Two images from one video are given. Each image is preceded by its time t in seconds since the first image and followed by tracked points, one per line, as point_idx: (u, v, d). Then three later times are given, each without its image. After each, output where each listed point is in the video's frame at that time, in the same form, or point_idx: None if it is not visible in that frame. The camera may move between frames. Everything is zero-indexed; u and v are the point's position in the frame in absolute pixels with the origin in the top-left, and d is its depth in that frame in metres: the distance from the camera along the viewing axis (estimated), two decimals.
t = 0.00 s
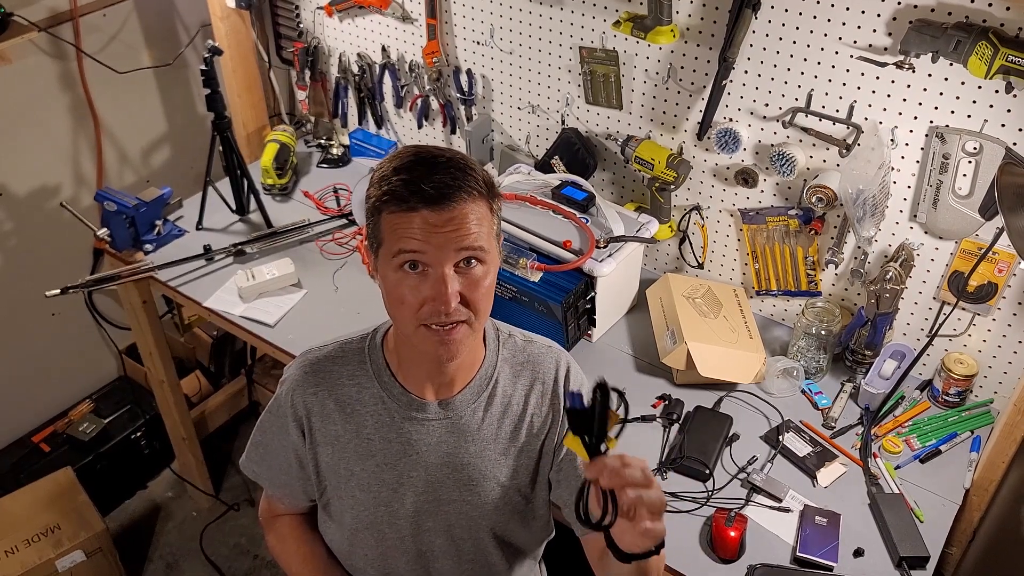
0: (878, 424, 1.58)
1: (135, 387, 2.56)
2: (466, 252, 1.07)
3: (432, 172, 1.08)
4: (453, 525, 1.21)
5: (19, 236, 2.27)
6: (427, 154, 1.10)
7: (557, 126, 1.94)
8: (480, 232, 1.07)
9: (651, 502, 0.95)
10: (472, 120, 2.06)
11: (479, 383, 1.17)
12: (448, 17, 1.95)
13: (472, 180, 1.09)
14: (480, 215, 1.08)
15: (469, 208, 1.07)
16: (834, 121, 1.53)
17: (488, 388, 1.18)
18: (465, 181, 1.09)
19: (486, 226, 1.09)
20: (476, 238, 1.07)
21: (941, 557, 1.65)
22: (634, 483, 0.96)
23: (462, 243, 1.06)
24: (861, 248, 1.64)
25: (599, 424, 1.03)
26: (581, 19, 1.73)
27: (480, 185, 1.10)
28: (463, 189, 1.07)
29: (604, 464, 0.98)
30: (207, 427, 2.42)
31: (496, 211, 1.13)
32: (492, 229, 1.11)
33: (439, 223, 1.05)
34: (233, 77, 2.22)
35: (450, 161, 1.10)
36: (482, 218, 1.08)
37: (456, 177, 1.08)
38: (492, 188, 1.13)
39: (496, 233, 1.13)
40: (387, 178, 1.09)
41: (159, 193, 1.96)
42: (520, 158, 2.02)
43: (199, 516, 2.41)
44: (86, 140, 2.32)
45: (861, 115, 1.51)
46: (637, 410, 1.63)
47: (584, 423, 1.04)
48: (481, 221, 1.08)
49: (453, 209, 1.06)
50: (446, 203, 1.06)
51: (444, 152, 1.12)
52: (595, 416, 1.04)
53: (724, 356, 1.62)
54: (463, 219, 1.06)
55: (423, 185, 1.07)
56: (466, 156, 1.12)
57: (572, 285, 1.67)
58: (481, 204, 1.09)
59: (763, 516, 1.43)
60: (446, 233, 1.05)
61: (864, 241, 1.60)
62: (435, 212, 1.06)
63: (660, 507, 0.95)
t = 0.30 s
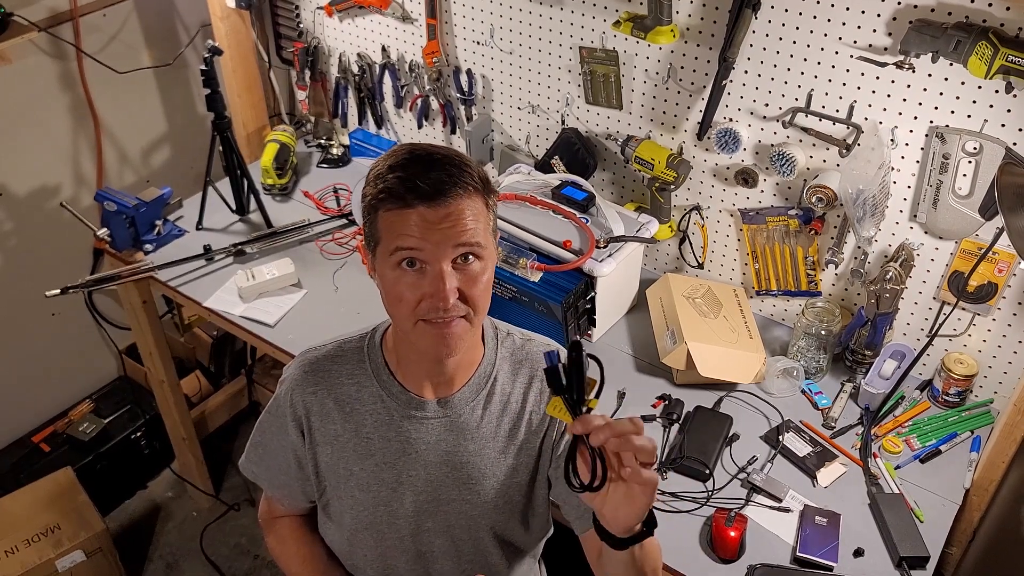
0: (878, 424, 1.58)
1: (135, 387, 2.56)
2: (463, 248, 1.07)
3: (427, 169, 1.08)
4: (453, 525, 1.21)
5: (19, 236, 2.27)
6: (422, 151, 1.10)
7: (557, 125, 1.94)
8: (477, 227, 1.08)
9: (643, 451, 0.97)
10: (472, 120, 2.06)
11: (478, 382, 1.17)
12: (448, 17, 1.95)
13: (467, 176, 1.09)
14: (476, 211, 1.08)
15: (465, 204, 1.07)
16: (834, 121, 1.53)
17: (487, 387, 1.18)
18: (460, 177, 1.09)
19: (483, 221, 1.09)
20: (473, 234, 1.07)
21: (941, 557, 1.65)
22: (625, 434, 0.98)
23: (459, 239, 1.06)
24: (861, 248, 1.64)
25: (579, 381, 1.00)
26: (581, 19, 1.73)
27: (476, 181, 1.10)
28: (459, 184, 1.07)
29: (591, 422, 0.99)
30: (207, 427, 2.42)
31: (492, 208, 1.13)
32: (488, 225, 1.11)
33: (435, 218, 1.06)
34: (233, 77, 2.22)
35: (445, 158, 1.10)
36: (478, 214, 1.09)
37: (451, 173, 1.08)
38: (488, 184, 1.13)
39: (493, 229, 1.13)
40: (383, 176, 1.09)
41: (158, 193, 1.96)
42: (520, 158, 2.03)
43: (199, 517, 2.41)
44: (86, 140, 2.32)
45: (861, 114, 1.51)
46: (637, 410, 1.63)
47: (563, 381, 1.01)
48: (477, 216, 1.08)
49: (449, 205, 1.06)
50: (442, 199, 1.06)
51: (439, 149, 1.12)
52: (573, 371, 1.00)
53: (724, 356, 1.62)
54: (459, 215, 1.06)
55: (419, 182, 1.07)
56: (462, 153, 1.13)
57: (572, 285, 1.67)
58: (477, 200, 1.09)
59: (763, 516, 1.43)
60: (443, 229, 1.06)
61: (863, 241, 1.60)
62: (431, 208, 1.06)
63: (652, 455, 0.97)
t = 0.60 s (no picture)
0: (878, 424, 1.58)
1: (135, 387, 2.56)
2: (466, 244, 1.07)
3: (430, 166, 1.08)
4: (451, 525, 1.21)
5: (19, 236, 2.27)
6: (425, 149, 1.10)
7: (557, 125, 1.94)
8: (479, 224, 1.08)
9: (645, 465, 0.95)
10: (472, 120, 2.06)
11: (475, 379, 1.17)
12: (448, 17, 1.95)
13: (470, 174, 1.10)
14: (478, 209, 1.08)
15: (467, 201, 1.07)
16: (834, 120, 1.53)
17: (484, 384, 1.18)
18: (463, 174, 1.09)
19: (485, 219, 1.09)
20: (475, 231, 1.07)
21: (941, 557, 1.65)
22: (630, 448, 0.96)
23: (461, 235, 1.06)
24: (861, 248, 1.64)
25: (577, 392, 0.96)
26: (581, 19, 1.73)
27: (479, 179, 1.11)
28: (462, 181, 1.07)
29: (588, 436, 0.96)
30: (207, 427, 2.42)
31: (494, 206, 1.13)
32: (490, 222, 1.11)
33: (438, 215, 1.06)
34: (233, 77, 2.22)
35: (448, 156, 1.11)
36: (480, 211, 1.09)
37: (454, 171, 1.09)
38: (490, 183, 1.13)
39: (495, 227, 1.13)
40: (385, 173, 1.10)
41: (158, 193, 1.96)
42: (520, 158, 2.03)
43: (199, 516, 2.41)
44: (86, 139, 2.32)
45: (861, 114, 1.51)
46: (637, 410, 1.63)
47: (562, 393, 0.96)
48: (479, 213, 1.08)
49: (451, 201, 1.06)
50: (445, 196, 1.06)
51: (441, 147, 1.12)
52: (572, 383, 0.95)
53: (724, 356, 1.62)
54: (461, 211, 1.06)
55: (422, 178, 1.07)
56: (464, 151, 1.13)
57: (572, 285, 1.67)
58: (479, 197, 1.10)
59: (762, 515, 1.43)
60: (445, 226, 1.06)
61: (863, 241, 1.60)
62: (434, 205, 1.06)
63: (656, 469, 0.95)
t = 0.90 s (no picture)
0: (877, 424, 1.58)
1: (136, 387, 2.56)
2: (461, 244, 1.07)
3: (425, 165, 1.09)
4: (450, 524, 1.20)
5: (19, 235, 2.27)
6: (420, 148, 1.10)
7: (557, 125, 1.94)
8: (474, 223, 1.08)
9: (636, 468, 0.96)
10: (472, 119, 2.06)
11: (474, 381, 1.18)
12: (448, 17, 1.95)
13: (465, 173, 1.10)
14: (473, 208, 1.09)
15: (462, 200, 1.08)
16: (834, 120, 1.53)
17: (483, 385, 1.18)
18: (458, 173, 1.09)
19: (480, 218, 1.09)
20: (470, 230, 1.07)
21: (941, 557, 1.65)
22: (618, 450, 0.97)
23: (456, 234, 1.07)
24: (861, 248, 1.64)
25: (568, 398, 0.95)
26: (581, 19, 1.73)
27: (474, 178, 1.11)
28: (456, 180, 1.07)
29: (577, 439, 0.96)
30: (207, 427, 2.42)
31: (489, 205, 1.13)
32: (486, 221, 1.11)
33: (433, 214, 1.06)
34: (233, 77, 2.22)
35: (443, 155, 1.11)
36: (475, 210, 1.09)
37: (450, 169, 1.09)
38: (485, 182, 1.14)
39: (490, 226, 1.13)
40: (380, 173, 1.10)
41: (158, 193, 1.96)
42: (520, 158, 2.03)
43: (199, 516, 2.41)
44: (87, 139, 2.32)
45: (861, 114, 1.51)
46: (637, 410, 1.63)
47: (552, 397, 0.96)
48: (474, 212, 1.09)
49: (447, 200, 1.06)
50: (440, 194, 1.06)
51: (437, 147, 1.13)
52: (563, 388, 0.95)
53: (724, 355, 1.62)
54: (456, 210, 1.07)
55: (417, 178, 1.07)
56: (459, 150, 1.13)
57: (572, 285, 1.67)
58: (475, 196, 1.10)
59: (762, 516, 1.43)
60: (441, 224, 1.06)
61: (863, 241, 1.60)
62: (429, 204, 1.06)
63: (647, 470, 0.96)
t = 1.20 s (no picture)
0: (877, 424, 1.58)
1: (136, 387, 2.56)
2: (460, 246, 1.07)
3: (423, 167, 1.09)
4: (450, 524, 1.19)
5: (19, 235, 2.27)
6: (418, 150, 1.10)
7: (557, 125, 1.94)
8: (473, 225, 1.08)
9: (637, 474, 0.93)
10: (472, 119, 2.06)
11: (474, 381, 1.18)
12: (448, 17, 1.95)
13: (464, 175, 1.10)
14: (472, 210, 1.09)
15: (461, 202, 1.08)
16: (834, 120, 1.53)
17: (483, 385, 1.18)
18: (457, 175, 1.09)
19: (479, 220, 1.09)
20: (469, 232, 1.07)
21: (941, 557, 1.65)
22: (620, 456, 0.95)
23: (455, 237, 1.06)
24: (861, 248, 1.64)
25: (567, 402, 0.96)
26: (581, 19, 1.73)
27: (472, 180, 1.11)
28: (455, 182, 1.07)
29: (578, 445, 0.96)
30: (208, 427, 2.42)
31: (488, 206, 1.13)
32: (485, 223, 1.11)
33: (431, 217, 1.06)
34: (233, 76, 2.22)
35: (441, 156, 1.11)
36: (474, 212, 1.09)
37: (448, 171, 1.09)
38: (484, 183, 1.13)
39: (489, 228, 1.13)
40: (379, 174, 1.10)
41: (159, 193, 1.96)
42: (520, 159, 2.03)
43: (199, 516, 2.41)
44: (87, 139, 2.32)
45: (861, 114, 1.51)
46: (637, 410, 1.63)
47: (552, 402, 0.96)
48: (473, 214, 1.08)
49: (445, 202, 1.06)
50: (438, 197, 1.06)
51: (435, 148, 1.13)
52: (561, 393, 0.96)
53: (724, 355, 1.62)
54: (455, 213, 1.07)
55: (415, 180, 1.07)
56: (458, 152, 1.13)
57: (572, 285, 1.67)
58: (473, 198, 1.10)
59: (762, 516, 1.43)
60: (440, 227, 1.06)
61: (863, 241, 1.60)
62: (428, 206, 1.06)
63: (648, 476, 0.93)
